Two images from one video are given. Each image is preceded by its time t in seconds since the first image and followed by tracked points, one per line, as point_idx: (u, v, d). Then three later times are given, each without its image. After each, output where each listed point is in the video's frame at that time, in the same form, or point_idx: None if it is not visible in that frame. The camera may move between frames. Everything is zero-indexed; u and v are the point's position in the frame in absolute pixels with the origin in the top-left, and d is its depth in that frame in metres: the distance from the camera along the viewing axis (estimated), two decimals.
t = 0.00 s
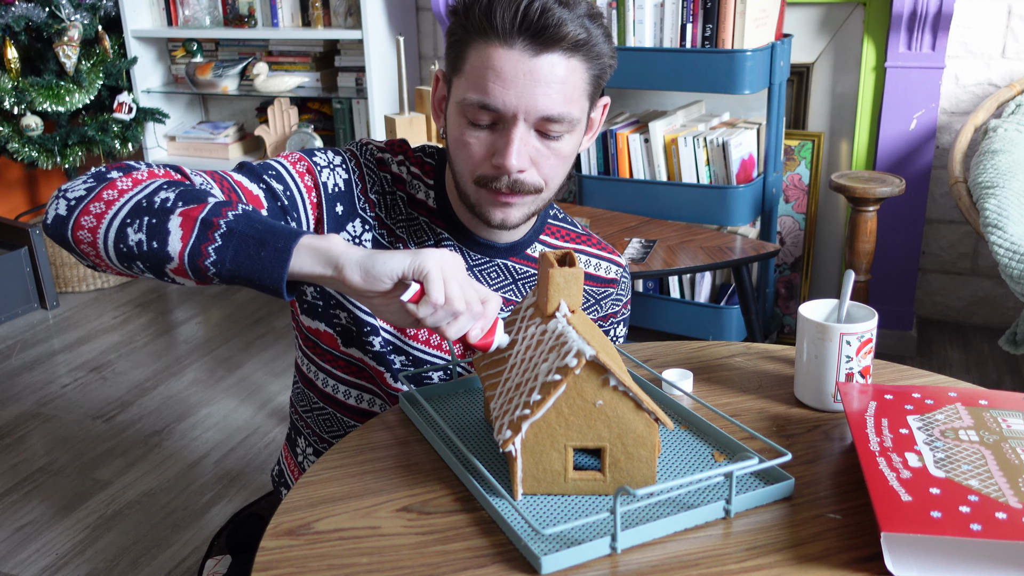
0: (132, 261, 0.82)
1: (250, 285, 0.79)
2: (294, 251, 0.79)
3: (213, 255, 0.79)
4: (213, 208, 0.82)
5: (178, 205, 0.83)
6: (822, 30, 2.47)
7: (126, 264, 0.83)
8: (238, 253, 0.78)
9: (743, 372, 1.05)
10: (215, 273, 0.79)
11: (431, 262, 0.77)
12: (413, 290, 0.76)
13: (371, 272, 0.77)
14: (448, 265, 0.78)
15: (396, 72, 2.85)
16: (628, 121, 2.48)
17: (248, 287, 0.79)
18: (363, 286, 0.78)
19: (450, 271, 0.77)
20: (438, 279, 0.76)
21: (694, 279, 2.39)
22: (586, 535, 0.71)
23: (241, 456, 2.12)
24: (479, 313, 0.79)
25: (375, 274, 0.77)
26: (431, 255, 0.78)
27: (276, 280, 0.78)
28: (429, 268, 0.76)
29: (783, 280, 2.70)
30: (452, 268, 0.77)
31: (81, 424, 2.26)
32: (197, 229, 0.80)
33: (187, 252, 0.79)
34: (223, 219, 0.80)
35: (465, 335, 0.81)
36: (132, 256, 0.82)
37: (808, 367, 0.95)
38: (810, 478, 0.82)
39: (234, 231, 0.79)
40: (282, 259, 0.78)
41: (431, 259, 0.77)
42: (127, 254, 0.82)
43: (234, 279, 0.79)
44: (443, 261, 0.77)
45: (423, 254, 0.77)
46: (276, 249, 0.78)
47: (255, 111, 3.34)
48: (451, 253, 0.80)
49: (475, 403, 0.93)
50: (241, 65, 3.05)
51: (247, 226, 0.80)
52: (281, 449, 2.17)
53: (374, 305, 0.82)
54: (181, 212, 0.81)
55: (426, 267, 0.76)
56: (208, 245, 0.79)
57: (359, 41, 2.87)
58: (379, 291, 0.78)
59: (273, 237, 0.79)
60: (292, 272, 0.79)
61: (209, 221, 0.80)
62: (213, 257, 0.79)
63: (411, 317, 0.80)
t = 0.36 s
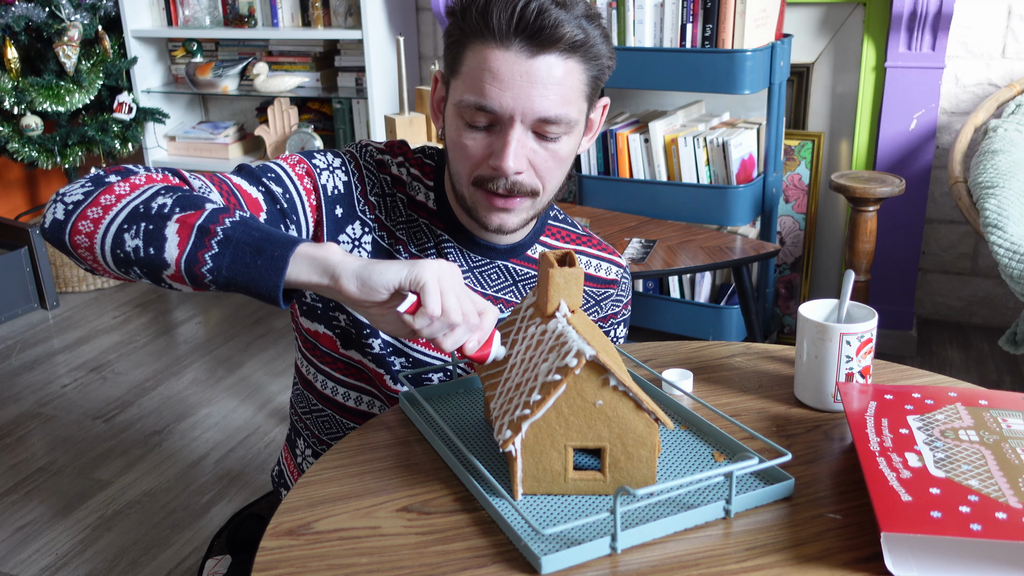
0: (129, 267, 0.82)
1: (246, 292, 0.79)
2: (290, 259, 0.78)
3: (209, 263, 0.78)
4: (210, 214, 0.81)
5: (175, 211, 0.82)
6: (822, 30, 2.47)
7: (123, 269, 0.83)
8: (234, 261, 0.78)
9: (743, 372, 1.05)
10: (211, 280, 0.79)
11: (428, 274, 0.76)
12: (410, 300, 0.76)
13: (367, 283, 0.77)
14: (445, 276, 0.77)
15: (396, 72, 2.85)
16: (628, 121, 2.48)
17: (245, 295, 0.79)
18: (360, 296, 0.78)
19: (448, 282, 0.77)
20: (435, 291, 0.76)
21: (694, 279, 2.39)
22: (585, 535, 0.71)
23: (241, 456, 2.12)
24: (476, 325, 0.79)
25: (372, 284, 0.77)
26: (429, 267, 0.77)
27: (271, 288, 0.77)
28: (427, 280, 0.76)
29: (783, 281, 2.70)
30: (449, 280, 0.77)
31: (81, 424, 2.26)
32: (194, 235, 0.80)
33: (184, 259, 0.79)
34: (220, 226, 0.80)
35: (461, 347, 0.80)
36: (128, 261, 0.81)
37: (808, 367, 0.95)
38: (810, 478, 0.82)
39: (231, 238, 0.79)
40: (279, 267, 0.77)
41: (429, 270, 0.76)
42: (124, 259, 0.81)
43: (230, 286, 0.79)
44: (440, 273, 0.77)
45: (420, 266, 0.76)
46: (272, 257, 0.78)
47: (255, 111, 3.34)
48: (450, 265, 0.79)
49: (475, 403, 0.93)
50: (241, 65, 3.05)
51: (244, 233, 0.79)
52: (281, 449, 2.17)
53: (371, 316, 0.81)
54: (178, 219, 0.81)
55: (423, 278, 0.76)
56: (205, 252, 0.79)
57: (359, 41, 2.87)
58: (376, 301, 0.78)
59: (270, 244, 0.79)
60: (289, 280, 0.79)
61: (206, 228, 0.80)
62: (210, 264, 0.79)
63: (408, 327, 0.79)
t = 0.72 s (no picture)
0: (127, 269, 0.82)
1: (244, 296, 0.79)
2: (289, 264, 0.79)
3: (207, 266, 0.78)
4: (208, 217, 0.81)
5: (174, 213, 0.82)
6: (822, 30, 2.47)
7: (121, 271, 0.83)
8: (232, 264, 0.78)
9: (743, 372, 1.05)
10: (209, 284, 0.79)
11: (427, 282, 0.76)
12: (407, 307, 0.76)
13: (366, 288, 0.77)
14: (443, 284, 0.77)
15: (396, 72, 2.85)
16: (628, 121, 2.48)
17: (242, 299, 0.79)
18: (358, 302, 0.78)
19: (447, 290, 0.77)
20: (434, 299, 0.76)
21: (694, 279, 2.39)
22: (586, 535, 0.71)
23: (241, 456, 2.12)
24: (473, 334, 0.79)
25: (370, 290, 0.77)
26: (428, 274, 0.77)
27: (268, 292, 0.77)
28: (425, 287, 0.76)
29: (783, 281, 2.70)
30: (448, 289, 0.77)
31: (81, 424, 2.26)
32: (192, 239, 0.80)
33: (181, 262, 0.79)
34: (218, 230, 0.80)
35: (457, 356, 0.80)
36: (127, 263, 0.81)
37: (808, 367, 0.95)
38: (810, 478, 0.82)
39: (229, 242, 0.79)
40: (276, 271, 0.77)
41: (428, 278, 0.76)
42: (122, 261, 0.82)
43: (228, 290, 0.78)
44: (439, 281, 0.77)
45: (420, 275, 0.77)
46: (271, 262, 0.78)
47: (255, 111, 3.34)
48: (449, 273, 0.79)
49: (475, 402, 0.93)
50: (241, 65, 3.05)
51: (242, 237, 0.79)
52: (281, 449, 2.17)
53: (367, 322, 0.81)
54: (176, 221, 0.81)
55: (422, 285, 0.76)
56: (202, 255, 0.79)
57: (359, 41, 2.87)
58: (373, 307, 0.78)
59: (268, 249, 0.78)
60: (286, 285, 0.79)
61: (204, 231, 0.80)
62: (207, 268, 0.78)
63: (404, 334, 0.80)
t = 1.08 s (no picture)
0: (123, 274, 0.82)
1: (239, 303, 0.79)
2: (284, 273, 0.78)
3: (202, 273, 0.78)
4: (204, 224, 0.81)
5: (170, 219, 0.82)
6: (822, 30, 2.47)
7: (117, 276, 0.83)
8: (228, 272, 0.78)
9: (743, 372, 1.05)
10: (204, 291, 0.79)
11: (422, 294, 0.75)
12: (402, 318, 0.75)
13: (360, 298, 0.76)
14: (439, 295, 0.76)
15: (396, 72, 2.85)
16: (628, 121, 2.48)
17: (237, 305, 0.79)
18: (352, 311, 0.77)
19: (442, 301, 0.76)
20: (429, 311, 0.75)
21: (694, 280, 2.39)
22: (586, 535, 0.71)
23: (241, 456, 2.12)
24: (468, 345, 0.79)
25: (364, 301, 0.76)
26: (424, 286, 0.76)
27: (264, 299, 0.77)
28: (421, 300, 0.75)
29: (783, 281, 2.70)
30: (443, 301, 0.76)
31: (81, 424, 2.26)
32: (188, 245, 0.80)
33: (177, 268, 0.79)
34: (214, 237, 0.80)
35: (452, 367, 0.79)
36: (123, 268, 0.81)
37: (808, 367, 0.95)
38: (809, 478, 0.82)
39: (224, 249, 0.79)
40: (271, 280, 0.77)
41: (423, 290, 0.75)
42: (118, 267, 0.81)
43: (223, 297, 0.78)
44: (434, 291, 0.76)
45: (415, 287, 0.76)
46: (266, 270, 0.78)
47: (255, 111, 3.34)
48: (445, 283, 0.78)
49: (475, 402, 0.93)
50: (241, 65, 3.05)
51: (238, 244, 0.79)
52: (281, 449, 2.17)
53: (362, 331, 0.80)
54: (172, 228, 0.81)
55: (417, 297, 0.75)
56: (198, 263, 0.79)
57: (359, 41, 2.87)
58: (368, 317, 0.77)
59: (264, 256, 0.78)
60: (281, 294, 0.78)
61: (200, 238, 0.80)
62: (203, 275, 0.78)
63: (399, 344, 0.79)
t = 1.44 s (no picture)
0: (120, 279, 0.82)
1: (235, 309, 0.79)
2: (281, 280, 0.78)
3: (199, 279, 0.78)
4: (201, 230, 0.81)
5: (167, 224, 0.82)
6: (822, 30, 2.47)
7: (113, 281, 0.83)
8: (224, 278, 0.78)
9: (743, 372, 1.05)
10: (201, 297, 0.79)
11: (418, 304, 0.75)
12: (398, 328, 0.74)
13: (356, 307, 0.76)
14: (435, 305, 0.76)
15: (396, 72, 2.84)
16: (628, 121, 2.48)
17: (234, 312, 0.79)
18: (349, 319, 0.77)
19: (439, 312, 0.76)
20: (425, 321, 0.74)
21: (694, 280, 2.39)
22: (586, 535, 0.71)
23: (241, 456, 2.12)
24: (463, 356, 0.78)
25: (361, 309, 0.76)
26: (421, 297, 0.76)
27: (261, 306, 0.77)
28: (417, 310, 0.74)
29: (783, 281, 2.70)
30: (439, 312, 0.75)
31: (81, 424, 2.26)
32: (184, 251, 0.80)
33: (173, 274, 0.79)
34: (211, 243, 0.80)
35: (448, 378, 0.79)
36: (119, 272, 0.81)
37: (808, 367, 0.95)
38: (809, 478, 0.82)
39: (221, 256, 0.79)
40: (268, 287, 0.77)
41: (419, 300, 0.75)
42: (115, 272, 0.81)
43: (219, 303, 0.78)
44: (431, 301, 0.75)
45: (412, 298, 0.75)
46: (262, 276, 0.78)
47: (255, 111, 3.34)
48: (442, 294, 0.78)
49: (475, 402, 0.93)
50: (241, 65, 3.05)
51: (235, 251, 0.79)
52: (281, 449, 2.17)
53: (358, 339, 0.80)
54: (168, 234, 0.81)
55: (413, 307, 0.74)
56: (194, 268, 0.79)
57: (359, 41, 2.87)
58: (364, 326, 0.77)
59: (260, 263, 0.78)
60: (279, 300, 0.78)
61: (196, 244, 0.80)
62: (199, 281, 0.78)
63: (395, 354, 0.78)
